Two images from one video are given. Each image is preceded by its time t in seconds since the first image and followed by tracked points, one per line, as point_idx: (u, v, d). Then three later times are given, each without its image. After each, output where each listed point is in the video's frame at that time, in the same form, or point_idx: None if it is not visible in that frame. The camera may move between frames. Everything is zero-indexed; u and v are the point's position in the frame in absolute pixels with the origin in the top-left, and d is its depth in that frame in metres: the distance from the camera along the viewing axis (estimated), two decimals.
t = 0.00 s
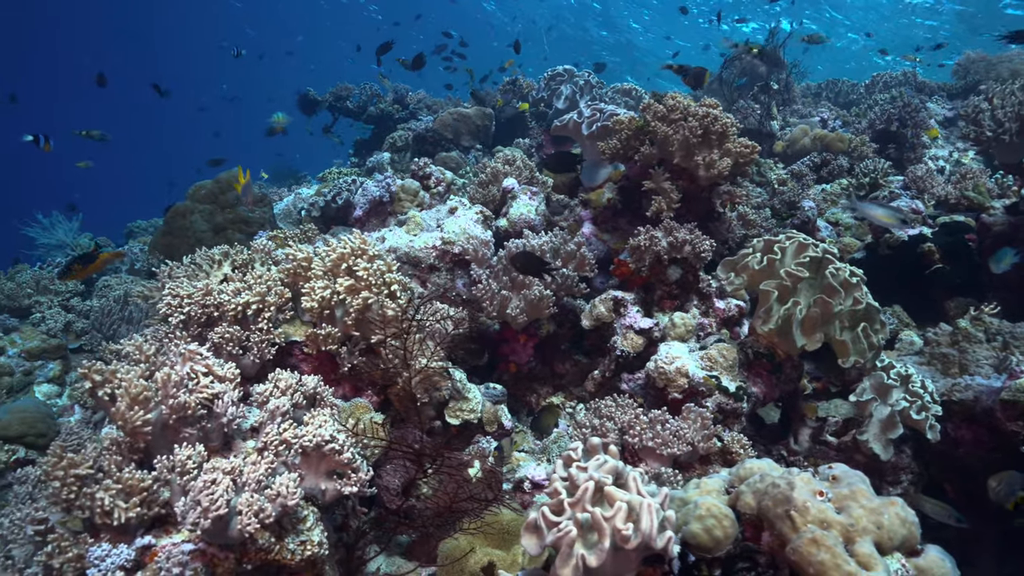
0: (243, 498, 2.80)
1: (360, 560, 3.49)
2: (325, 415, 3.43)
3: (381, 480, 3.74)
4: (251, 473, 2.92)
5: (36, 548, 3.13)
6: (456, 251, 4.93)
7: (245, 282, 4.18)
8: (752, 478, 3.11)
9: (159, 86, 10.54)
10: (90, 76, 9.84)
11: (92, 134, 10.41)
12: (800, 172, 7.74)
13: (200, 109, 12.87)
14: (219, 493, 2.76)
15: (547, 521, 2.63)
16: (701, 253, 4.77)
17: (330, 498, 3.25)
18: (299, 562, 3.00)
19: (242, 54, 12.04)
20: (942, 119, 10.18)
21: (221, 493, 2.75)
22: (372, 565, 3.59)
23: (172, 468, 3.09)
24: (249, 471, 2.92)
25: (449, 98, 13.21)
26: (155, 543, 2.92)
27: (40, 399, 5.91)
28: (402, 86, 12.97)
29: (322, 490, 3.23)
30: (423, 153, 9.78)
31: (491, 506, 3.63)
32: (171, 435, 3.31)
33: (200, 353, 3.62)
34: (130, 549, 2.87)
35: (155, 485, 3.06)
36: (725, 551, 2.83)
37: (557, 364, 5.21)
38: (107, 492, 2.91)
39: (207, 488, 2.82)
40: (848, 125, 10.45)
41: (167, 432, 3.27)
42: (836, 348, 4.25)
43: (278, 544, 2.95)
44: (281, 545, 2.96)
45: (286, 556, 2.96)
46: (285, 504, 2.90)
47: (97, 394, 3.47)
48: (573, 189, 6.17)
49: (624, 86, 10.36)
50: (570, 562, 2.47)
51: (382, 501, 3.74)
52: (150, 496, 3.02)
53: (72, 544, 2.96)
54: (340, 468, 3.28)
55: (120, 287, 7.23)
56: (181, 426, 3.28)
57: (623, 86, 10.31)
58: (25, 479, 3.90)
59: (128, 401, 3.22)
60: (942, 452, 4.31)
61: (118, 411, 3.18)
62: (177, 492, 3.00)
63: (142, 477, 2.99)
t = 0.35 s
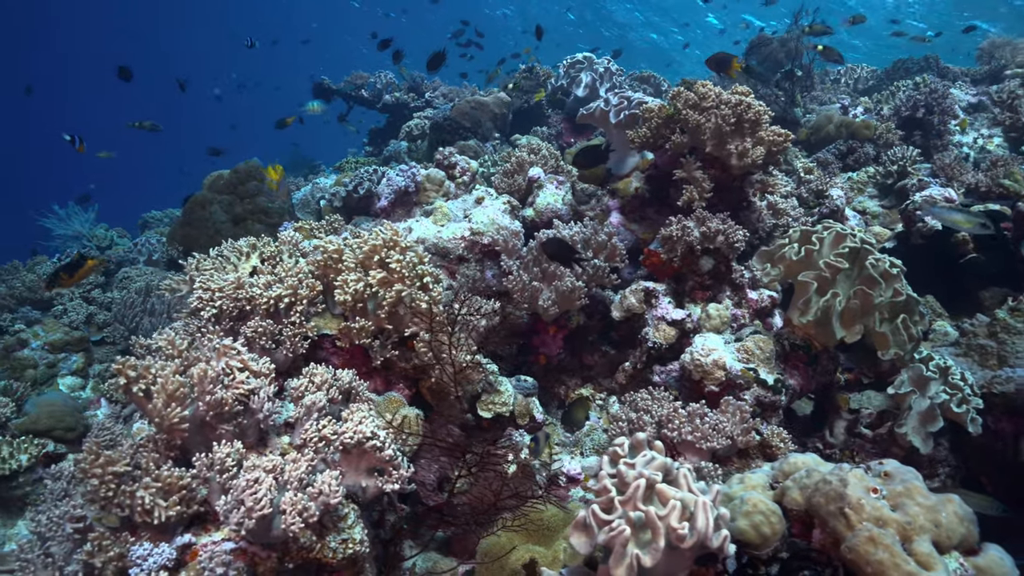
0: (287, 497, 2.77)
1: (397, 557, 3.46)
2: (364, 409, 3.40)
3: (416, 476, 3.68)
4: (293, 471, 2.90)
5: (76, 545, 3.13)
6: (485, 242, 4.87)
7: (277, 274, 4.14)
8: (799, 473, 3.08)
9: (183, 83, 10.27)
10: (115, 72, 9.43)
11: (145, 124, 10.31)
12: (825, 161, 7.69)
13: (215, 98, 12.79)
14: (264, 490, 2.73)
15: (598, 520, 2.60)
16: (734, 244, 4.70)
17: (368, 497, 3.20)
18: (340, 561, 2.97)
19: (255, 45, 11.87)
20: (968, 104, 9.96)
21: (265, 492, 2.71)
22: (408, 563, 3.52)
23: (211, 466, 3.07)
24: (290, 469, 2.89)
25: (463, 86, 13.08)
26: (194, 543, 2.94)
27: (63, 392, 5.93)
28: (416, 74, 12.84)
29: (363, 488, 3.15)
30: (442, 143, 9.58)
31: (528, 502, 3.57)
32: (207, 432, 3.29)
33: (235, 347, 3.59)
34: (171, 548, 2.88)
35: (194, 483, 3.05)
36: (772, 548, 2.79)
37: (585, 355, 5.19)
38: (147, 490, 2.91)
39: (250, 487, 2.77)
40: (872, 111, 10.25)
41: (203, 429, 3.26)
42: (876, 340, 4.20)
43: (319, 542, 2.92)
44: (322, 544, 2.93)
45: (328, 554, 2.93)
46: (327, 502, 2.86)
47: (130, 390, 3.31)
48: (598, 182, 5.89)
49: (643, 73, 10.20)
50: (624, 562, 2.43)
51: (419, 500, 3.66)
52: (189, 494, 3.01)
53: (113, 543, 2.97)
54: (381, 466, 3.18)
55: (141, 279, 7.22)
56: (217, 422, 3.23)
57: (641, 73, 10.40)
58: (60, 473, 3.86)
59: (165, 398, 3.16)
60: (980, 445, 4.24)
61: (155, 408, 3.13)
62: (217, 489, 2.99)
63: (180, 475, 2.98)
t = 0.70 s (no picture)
0: (327, 498, 2.72)
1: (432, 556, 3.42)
2: (400, 405, 3.37)
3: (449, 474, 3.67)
4: (332, 470, 2.85)
5: (111, 544, 3.10)
6: (512, 234, 4.81)
7: (306, 268, 4.10)
8: (843, 470, 3.04)
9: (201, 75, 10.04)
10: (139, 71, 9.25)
11: (192, 116, 10.26)
12: (849, 151, 7.56)
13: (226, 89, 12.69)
14: (304, 491, 2.68)
15: (646, 521, 2.56)
16: (765, 236, 4.62)
17: (405, 495, 3.17)
18: (379, 561, 2.94)
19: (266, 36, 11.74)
20: (991, 91, 9.77)
21: (306, 493, 2.66)
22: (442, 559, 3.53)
23: (247, 465, 3.02)
24: (330, 467, 2.85)
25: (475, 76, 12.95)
26: (231, 542, 2.88)
27: (85, 386, 5.90)
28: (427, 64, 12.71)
29: (401, 487, 3.13)
30: (457, 133, 9.52)
31: (566, 500, 3.49)
32: (241, 429, 3.23)
33: (267, 343, 3.54)
34: (208, 549, 2.83)
35: (230, 483, 3.00)
36: (820, 548, 2.74)
37: (611, 349, 5.12)
38: (183, 491, 2.86)
39: (290, 488, 2.73)
40: (893, 100, 10.08)
41: (237, 427, 3.21)
42: (915, 334, 4.10)
43: (358, 542, 2.88)
44: (361, 544, 2.89)
45: (367, 555, 2.90)
46: (368, 502, 2.82)
47: (162, 387, 3.25)
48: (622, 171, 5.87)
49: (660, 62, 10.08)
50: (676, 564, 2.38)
51: (453, 498, 3.67)
52: (225, 494, 2.97)
53: (149, 544, 2.92)
54: (419, 464, 3.15)
55: (158, 272, 7.19)
56: (252, 420, 3.18)
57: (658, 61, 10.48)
58: (90, 470, 3.82)
59: (199, 397, 3.12)
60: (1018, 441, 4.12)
61: (189, 407, 3.09)
62: (253, 489, 2.94)
63: (216, 475, 2.94)
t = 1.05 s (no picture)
0: (361, 509, 2.67)
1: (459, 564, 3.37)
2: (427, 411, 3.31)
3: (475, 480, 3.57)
4: (364, 479, 2.80)
5: (134, 555, 3.04)
6: (530, 235, 4.75)
7: (325, 270, 4.03)
8: (879, 475, 3.00)
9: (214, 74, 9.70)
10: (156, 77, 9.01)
11: (230, 116, 10.12)
12: (862, 149, 7.50)
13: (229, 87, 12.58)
14: (336, 501, 2.62)
15: (688, 527, 2.52)
16: (788, 236, 4.56)
17: (435, 503, 3.12)
18: (410, 572, 2.88)
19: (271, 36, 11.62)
20: (1001, 88, 9.72)
21: (339, 503, 2.60)
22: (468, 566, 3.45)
23: (274, 475, 2.94)
24: (360, 476, 2.79)
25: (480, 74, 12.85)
26: (260, 554, 2.82)
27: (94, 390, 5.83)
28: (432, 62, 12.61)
29: (431, 495, 3.11)
30: (464, 133, 9.47)
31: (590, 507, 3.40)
32: (266, 437, 3.17)
33: (290, 348, 3.48)
34: (236, 562, 2.76)
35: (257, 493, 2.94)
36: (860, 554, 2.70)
37: (630, 350, 5.06)
38: (210, 502, 2.79)
39: (322, 499, 2.67)
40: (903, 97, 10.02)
41: (262, 435, 3.14)
42: (943, 336, 4.07)
43: (389, 552, 2.82)
44: (392, 554, 2.83)
45: (399, 565, 2.84)
46: (399, 512, 2.76)
47: (184, 394, 3.16)
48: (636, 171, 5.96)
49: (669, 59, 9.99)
50: None
51: (480, 504, 3.55)
52: (252, 504, 2.90)
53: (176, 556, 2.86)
54: (449, 472, 3.11)
55: (167, 274, 7.11)
56: (277, 428, 3.13)
57: (665, 59, 10.45)
58: (110, 477, 3.76)
59: (223, 404, 3.03)
60: None
61: (213, 415, 3.01)
62: (281, 500, 2.87)
63: (242, 485, 2.87)
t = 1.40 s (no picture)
0: (386, 526, 2.61)
1: None
2: (445, 422, 3.24)
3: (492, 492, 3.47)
4: (387, 494, 2.74)
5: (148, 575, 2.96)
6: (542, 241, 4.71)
7: (336, 279, 3.95)
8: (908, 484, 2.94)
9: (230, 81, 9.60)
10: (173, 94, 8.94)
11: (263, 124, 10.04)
12: (868, 151, 7.50)
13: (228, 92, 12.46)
14: (361, 518, 2.56)
15: (722, 541, 2.47)
16: (803, 240, 4.53)
17: (458, 516, 3.07)
18: None
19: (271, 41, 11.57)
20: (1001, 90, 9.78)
21: (364, 521, 2.54)
22: None
23: (293, 491, 2.86)
24: (383, 492, 2.73)
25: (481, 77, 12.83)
26: (279, 573, 2.75)
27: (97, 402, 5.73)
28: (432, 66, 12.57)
29: (453, 508, 3.04)
30: (467, 137, 9.47)
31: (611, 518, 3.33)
32: (283, 451, 3.11)
33: (305, 359, 3.41)
34: None
35: (276, 510, 2.87)
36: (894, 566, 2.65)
37: (641, 357, 4.97)
38: (229, 520, 2.72)
39: (347, 517, 2.60)
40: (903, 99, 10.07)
41: (279, 449, 3.07)
42: (964, 343, 3.97)
43: (413, 569, 2.77)
44: (417, 570, 2.78)
45: None
46: (424, 528, 2.71)
47: (197, 408, 3.08)
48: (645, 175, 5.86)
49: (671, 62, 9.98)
50: None
51: (499, 517, 3.46)
52: (270, 522, 2.83)
53: None
54: (472, 486, 3.06)
55: (169, 282, 7.02)
56: (295, 443, 3.06)
57: (667, 63, 10.44)
58: (120, 492, 3.69)
59: (240, 419, 2.95)
60: None
61: (230, 430, 2.93)
62: (302, 516, 2.80)
63: (261, 502, 2.80)
